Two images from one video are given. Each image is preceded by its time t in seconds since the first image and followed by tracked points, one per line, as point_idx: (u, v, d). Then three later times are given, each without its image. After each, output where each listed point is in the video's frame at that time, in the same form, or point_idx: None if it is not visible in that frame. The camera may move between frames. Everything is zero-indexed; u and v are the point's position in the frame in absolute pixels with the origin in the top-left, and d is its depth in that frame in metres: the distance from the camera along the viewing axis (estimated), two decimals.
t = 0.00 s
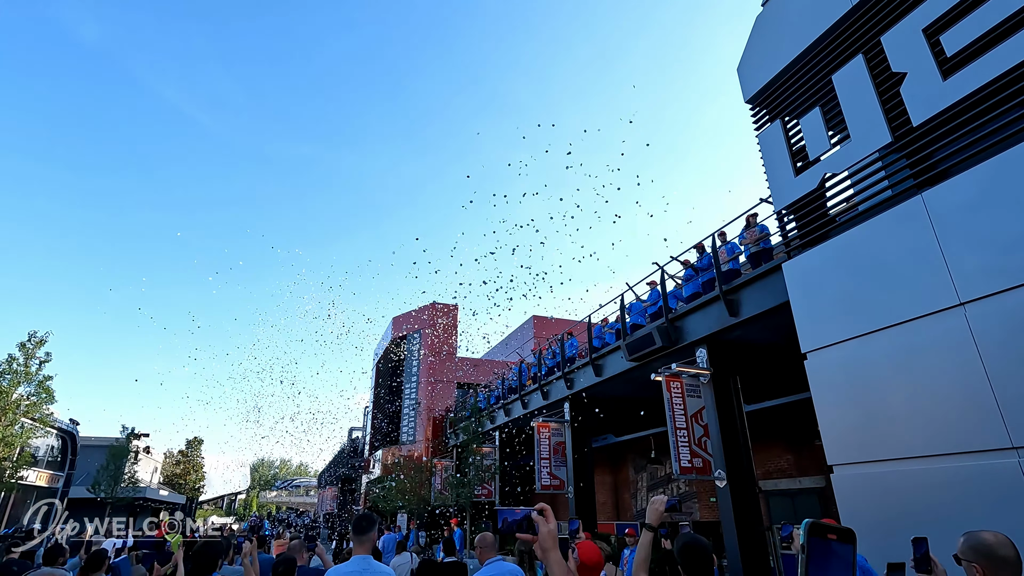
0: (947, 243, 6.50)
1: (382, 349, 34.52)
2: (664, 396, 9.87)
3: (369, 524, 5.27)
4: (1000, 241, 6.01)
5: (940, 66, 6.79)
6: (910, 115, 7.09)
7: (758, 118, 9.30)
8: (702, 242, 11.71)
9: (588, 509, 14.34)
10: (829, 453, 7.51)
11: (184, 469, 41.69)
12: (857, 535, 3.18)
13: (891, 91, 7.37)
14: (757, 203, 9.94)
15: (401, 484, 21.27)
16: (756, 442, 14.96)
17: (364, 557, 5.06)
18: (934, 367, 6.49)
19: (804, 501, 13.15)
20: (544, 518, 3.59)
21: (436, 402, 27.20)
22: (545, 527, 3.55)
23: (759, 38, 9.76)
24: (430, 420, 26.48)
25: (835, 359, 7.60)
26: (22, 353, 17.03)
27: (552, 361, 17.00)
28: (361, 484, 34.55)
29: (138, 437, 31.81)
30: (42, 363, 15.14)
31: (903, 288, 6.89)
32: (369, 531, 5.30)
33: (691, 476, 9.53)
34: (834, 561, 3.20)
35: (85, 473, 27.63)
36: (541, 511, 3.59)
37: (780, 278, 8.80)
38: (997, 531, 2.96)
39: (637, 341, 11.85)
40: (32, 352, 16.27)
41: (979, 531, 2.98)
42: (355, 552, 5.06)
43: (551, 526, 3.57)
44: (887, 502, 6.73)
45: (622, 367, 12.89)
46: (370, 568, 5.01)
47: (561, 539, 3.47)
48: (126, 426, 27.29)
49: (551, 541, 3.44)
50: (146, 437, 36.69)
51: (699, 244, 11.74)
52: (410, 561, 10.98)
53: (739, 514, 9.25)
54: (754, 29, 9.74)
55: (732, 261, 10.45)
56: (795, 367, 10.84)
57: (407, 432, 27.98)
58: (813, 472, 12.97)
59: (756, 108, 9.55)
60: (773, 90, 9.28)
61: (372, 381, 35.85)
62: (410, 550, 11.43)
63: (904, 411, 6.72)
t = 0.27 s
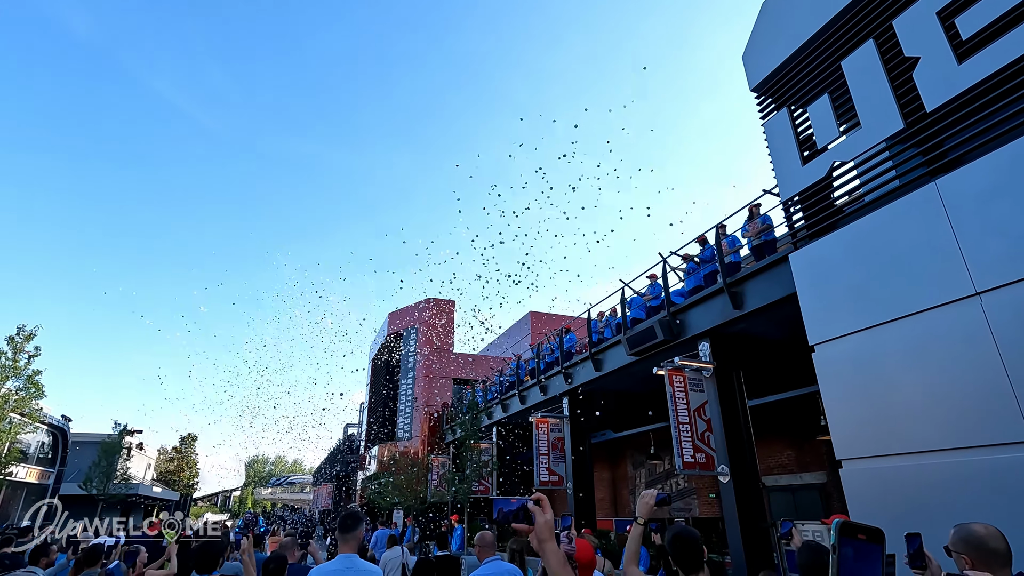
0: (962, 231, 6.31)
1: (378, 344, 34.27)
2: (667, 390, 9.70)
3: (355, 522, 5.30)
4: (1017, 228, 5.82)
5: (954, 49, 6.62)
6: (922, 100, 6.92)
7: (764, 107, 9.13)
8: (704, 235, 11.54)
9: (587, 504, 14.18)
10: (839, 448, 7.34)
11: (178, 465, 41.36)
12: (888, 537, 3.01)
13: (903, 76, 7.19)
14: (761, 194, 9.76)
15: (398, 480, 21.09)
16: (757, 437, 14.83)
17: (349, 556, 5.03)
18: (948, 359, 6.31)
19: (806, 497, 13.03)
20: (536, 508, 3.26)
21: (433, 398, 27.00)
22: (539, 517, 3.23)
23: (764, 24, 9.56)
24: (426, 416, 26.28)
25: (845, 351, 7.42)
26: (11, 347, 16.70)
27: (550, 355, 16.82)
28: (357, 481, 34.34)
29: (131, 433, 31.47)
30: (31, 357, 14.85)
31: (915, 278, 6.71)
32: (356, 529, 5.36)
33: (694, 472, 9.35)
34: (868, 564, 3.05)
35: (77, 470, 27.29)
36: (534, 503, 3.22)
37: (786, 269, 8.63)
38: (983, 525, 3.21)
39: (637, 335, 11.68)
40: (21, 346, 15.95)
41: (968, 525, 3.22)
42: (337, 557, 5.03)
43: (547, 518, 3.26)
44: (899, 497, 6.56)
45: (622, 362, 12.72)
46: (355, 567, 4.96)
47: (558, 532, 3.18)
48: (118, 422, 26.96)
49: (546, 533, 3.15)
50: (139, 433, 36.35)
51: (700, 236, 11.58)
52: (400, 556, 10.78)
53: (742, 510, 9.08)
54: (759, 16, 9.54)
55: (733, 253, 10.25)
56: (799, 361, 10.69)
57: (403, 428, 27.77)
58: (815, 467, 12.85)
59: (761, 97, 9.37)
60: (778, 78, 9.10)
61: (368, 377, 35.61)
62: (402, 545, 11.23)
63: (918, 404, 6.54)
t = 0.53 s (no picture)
0: (976, 225, 6.15)
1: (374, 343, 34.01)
2: (669, 388, 9.56)
3: (331, 524, 5.42)
4: None
5: (968, 39, 6.47)
6: (935, 92, 6.77)
7: (769, 100, 8.97)
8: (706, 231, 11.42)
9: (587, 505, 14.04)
10: (849, 448, 7.17)
11: (171, 465, 40.98)
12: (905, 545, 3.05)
13: (915, 67, 7.05)
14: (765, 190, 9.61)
15: (394, 480, 20.90)
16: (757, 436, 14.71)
17: (325, 558, 5.10)
18: (963, 356, 6.14)
19: (807, 496, 12.91)
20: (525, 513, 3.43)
21: (429, 397, 26.80)
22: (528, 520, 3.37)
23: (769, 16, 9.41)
24: (423, 415, 26.08)
25: (855, 349, 7.26)
26: None
27: (549, 353, 16.64)
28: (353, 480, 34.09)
29: (123, 432, 31.08)
30: (19, 355, 14.56)
31: (927, 274, 6.55)
32: (335, 531, 5.43)
33: (697, 471, 9.21)
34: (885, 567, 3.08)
35: (68, 469, 26.91)
36: (518, 507, 3.42)
37: (791, 265, 8.48)
38: (977, 536, 3.26)
39: (638, 332, 11.51)
40: (10, 343, 15.64)
41: (963, 536, 3.26)
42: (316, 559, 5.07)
43: (533, 526, 3.37)
44: (909, 497, 6.41)
45: (622, 360, 12.55)
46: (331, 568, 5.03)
47: (544, 538, 3.29)
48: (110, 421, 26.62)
49: (531, 540, 3.25)
50: (132, 432, 35.96)
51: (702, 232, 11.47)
52: (392, 559, 10.54)
53: (746, 510, 8.95)
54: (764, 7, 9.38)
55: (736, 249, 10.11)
56: (802, 359, 10.56)
57: (399, 428, 27.54)
58: (817, 466, 12.73)
59: (766, 90, 9.21)
60: (784, 70, 8.94)
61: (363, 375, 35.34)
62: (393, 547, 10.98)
63: (931, 402, 6.37)
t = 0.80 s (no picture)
0: (996, 219, 6.00)
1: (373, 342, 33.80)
2: (677, 386, 9.40)
3: (327, 527, 5.24)
4: None
5: (989, 29, 6.32)
6: (954, 83, 6.62)
7: (779, 93, 8.83)
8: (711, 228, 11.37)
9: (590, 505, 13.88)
10: (864, 447, 7.01)
11: (168, 465, 40.70)
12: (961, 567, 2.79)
13: (932, 58, 6.90)
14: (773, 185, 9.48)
15: (394, 480, 20.72)
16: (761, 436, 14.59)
17: (323, 561, 4.97)
18: (983, 353, 5.97)
19: (812, 496, 12.80)
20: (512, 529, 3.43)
21: (429, 396, 26.66)
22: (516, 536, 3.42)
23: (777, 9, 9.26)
24: (423, 414, 25.95)
25: (870, 346, 7.11)
26: None
27: (551, 352, 16.48)
28: (351, 480, 33.87)
29: (121, 432, 30.85)
30: (14, 353, 14.34)
31: (946, 270, 6.40)
32: (330, 534, 5.22)
33: (706, 472, 9.04)
34: None
35: (64, 469, 26.66)
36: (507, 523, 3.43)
37: (802, 262, 8.34)
38: (980, 536, 3.11)
39: (644, 331, 11.35)
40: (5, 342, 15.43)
41: (963, 536, 3.09)
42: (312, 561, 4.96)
43: (518, 540, 3.39)
44: (925, 498, 6.26)
45: (627, 359, 12.40)
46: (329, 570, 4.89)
47: (529, 553, 3.32)
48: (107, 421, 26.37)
49: (518, 556, 3.27)
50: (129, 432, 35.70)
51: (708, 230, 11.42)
52: (392, 559, 10.34)
53: (755, 511, 8.79)
54: None
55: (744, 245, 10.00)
56: (810, 357, 10.42)
57: (398, 427, 27.36)
58: (823, 466, 12.60)
59: (776, 83, 9.06)
60: (794, 63, 8.78)
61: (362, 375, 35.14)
62: (392, 546, 10.81)
63: (949, 401, 6.21)
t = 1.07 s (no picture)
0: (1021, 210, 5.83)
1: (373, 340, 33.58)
2: (686, 384, 9.21)
3: (333, 529, 5.07)
4: None
5: (1012, 15, 6.16)
6: (975, 72, 6.45)
7: (791, 85, 8.66)
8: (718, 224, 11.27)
9: (595, 505, 13.70)
10: (882, 446, 6.83)
11: (168, 464, 40.51)
12: None
13: (952, 47, 6.73)
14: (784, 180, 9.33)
15: (396, 479, 20.55)
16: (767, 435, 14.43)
17: (328, 567, 4.83)
18: (1008, 349, 5.80)
19: (819, 495, 12.64)
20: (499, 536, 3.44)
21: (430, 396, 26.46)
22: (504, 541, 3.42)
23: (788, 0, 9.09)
24: (424, 413, 25.78)
25: (889, 343, 6.95)
26: None
27: (555, 350, 16.31)
28: (351, 480, 33.67)
29: (120, 431, 30.64)
30: (11, 351, 14.13)
31: (968, 264, 6.24)
32: (336, 538, 5.03)
33: (716, 471, 8.85)
34: None
35: (62, 469, 26.44)
36: (492, 530, 3.43)
37: (815, 257, 8.18)
38: (980, 540, 2.97)
39: (650, 328, 11.17)
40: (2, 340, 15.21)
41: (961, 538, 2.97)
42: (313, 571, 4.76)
43: (505, 548, 3.39)
44: (948, 499, 6.07)
45: (633, 357, 12.22)
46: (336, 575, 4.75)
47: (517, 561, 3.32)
48: (106, 420, 26.18)
49: (506, 564, 3.28)
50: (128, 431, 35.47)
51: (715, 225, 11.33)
52: (390, 560, 10.15)
53: (766, 512, 8.62)
54: None
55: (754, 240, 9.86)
56: (820, 354, 10.25)
57: (399, 426, 27.15)
58: (830, 465, 12.46)
59: (787, 75, 8.89)
60: (806, 55, 8.61)
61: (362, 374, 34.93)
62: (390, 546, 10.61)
63: (970, 399, 6.05)
